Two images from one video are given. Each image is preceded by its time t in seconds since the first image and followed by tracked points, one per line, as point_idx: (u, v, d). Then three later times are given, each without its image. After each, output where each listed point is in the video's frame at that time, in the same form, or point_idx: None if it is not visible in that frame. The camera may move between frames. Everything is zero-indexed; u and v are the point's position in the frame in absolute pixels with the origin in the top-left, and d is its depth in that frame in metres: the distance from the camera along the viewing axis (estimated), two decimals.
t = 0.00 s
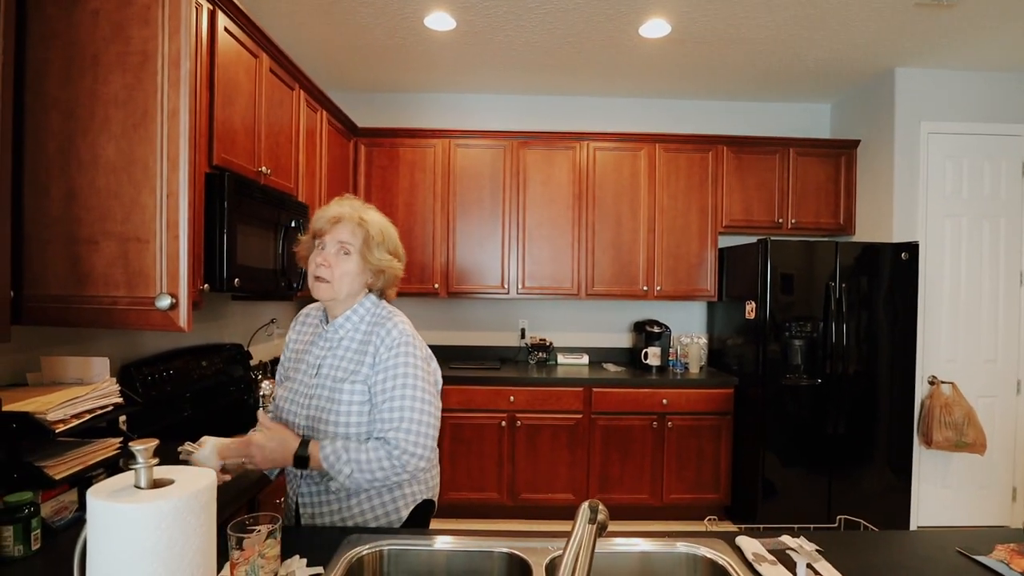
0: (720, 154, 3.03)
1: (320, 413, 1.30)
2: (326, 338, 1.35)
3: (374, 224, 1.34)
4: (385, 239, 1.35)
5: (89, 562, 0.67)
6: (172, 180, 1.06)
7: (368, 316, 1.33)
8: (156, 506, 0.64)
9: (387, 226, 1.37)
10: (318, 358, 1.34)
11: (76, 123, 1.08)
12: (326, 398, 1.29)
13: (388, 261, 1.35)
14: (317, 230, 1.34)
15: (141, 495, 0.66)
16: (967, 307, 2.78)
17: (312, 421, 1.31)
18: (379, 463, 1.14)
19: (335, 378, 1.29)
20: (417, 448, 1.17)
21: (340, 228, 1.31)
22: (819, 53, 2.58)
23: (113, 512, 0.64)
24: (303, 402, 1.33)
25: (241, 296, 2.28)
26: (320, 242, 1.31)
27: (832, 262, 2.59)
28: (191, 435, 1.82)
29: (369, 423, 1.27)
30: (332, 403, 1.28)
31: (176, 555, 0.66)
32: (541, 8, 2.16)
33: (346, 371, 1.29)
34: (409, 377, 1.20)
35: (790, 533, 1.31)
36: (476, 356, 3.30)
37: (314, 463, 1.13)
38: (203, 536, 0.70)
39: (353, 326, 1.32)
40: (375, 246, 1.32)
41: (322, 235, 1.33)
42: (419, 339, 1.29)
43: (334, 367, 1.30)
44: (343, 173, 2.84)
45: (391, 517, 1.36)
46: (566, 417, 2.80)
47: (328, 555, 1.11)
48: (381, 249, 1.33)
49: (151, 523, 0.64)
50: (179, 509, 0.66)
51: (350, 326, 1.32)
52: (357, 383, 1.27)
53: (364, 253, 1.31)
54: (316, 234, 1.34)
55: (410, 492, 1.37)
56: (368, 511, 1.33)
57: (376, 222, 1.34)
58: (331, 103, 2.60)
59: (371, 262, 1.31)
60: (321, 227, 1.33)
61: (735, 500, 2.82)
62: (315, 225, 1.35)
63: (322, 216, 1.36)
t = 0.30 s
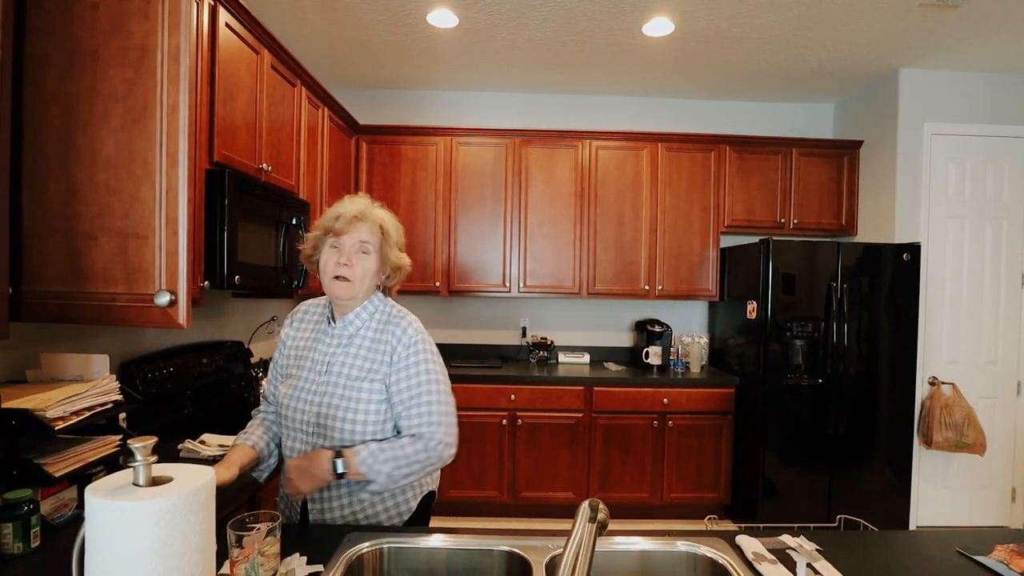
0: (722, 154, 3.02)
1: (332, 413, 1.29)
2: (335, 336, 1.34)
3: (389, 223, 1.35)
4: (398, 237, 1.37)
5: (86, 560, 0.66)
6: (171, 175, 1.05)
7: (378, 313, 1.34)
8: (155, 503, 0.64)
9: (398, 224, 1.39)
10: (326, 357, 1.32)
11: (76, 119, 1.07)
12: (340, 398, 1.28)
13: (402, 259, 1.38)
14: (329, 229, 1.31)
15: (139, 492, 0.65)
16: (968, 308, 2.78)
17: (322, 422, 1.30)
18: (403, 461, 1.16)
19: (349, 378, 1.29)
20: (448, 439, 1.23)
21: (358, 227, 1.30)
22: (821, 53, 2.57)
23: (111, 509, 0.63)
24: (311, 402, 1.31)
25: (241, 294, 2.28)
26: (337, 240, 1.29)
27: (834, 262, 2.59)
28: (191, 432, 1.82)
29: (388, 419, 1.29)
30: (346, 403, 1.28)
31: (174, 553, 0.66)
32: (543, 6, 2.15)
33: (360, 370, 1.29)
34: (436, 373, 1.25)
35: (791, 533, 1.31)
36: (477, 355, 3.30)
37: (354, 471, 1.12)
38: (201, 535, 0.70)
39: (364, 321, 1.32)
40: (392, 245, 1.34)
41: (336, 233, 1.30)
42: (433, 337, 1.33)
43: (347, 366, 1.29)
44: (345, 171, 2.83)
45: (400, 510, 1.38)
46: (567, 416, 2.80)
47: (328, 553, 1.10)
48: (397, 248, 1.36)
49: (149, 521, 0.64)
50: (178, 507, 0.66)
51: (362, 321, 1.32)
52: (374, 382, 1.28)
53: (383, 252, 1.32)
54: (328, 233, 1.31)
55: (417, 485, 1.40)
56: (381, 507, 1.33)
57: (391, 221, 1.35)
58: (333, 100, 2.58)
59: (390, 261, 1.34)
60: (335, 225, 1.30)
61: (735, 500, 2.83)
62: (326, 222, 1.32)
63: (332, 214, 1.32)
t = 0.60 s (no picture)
0: (725, 144, 3.00)
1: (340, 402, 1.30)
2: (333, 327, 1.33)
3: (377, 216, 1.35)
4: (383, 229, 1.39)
5: (89, 549, 0.66)
6: (171, 165, 1.05)
7: (372, 300, 1.36)
8: (157, 492, 0.64)
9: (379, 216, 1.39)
10: (326, 349, 1.32)
11: (74, 109, 1.06)
12: (347, 387, 1.30)
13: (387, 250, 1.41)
14: (318, 227, 1.27)
15: (141, 482, 0.65)
16: (971, 299, 2.77)
17: (326, 412, 1.30)
18: (416, 433, 1.25)
19: (355, 365, 1.31)
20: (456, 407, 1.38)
21: (351, 223, 1.28)
22: (826, 41, 2.55)
23: (114, 499, 0.64)
24: (314, 395, 1.30)
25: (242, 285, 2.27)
26: (331, 238, 1.26)
27: (836, 253, 2.58)
28: (194, 423, 1.82)
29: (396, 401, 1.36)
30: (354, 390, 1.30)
31: (176, 543, 0.66)
32: None
33: (364, 357, 1.31)
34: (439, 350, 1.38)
35: (792, 522, 1.31)
36: (478, 346, 3.30)
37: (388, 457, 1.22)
38: (203, 524, 0.70)
39: (366, 308, 1.35)
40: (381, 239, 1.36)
41: (329, 230, 1.27)
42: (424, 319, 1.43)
43: (351, 355, 1.31)
44: (345, 162, 2.82)
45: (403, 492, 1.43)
46: (568, 407, 2.81)
47: (331, 542, 1.11)
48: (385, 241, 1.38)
49: (153, 510, 0.64)
50: (180, 496, 0.66)
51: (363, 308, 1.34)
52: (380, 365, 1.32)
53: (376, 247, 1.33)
54: (318, 231, 1.27)
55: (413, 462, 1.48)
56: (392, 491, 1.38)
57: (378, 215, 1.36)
58: (333, 89, 2.57)
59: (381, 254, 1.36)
60: (326, 224, 1.26)
61: (735, 490, 2.84)
62: (313, 221, 1.27)
63: (318, 212, 1.27)
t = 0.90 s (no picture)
0: (729, 140, 3.00)
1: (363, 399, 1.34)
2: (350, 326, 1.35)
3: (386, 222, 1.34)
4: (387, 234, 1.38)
5: (97, 544, 0.67)
6: (176, 163, 1.05)
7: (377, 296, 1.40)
8: (163, 488, 0.65)
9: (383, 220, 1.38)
10: (345, 348, 1.33)
11: (80, 106, 1.07)
12: (368, 383, 1.35)
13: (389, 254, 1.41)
14: (337, 236, 1.22)
15: (148, 477, 0.66)
16: (976, 295, 2.76)
17: (349, 410, 1.33)
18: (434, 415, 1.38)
19: (375, 362, 1.36)
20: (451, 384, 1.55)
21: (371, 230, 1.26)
22: (830, 37, 2.53)
23: (123, 494, 0.64)
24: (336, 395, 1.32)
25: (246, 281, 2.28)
26: (354, 246, 1.23)
27: (840, 249, 2.57)
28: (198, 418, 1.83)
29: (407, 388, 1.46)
30: (377, 385, 1.36)
31: (184, 537, 0.67)
32: None
33: (385, 352, 1.37)
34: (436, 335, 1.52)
35: (794, 519, 1.31)
36: (481, 342, 3.31)
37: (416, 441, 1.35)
38: (210, 519, 0.71)
39: (379, 302, 1.40)
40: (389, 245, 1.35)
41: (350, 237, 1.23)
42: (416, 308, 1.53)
43: (370, 352, 1.35)
44: (348, 158, 2.82)
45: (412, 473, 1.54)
46: (571, 403, 2.81)
47: (335, 537, 1.12)
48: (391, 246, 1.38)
49: (162, 504, 0.65)
50: (188, 490, 0.67)
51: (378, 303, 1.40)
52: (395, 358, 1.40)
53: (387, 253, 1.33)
54: (337, 241, 1.23)
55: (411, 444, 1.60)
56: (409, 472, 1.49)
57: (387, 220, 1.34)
58: (336, 86, 2.57)
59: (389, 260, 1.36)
60: (346, 233, 1.22)
61: (738, 486, 2.84)
62: (329, 231, 1.22)
63: (333, 221, 1.22)
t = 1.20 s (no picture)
0: (728, 140, 3.00)
1: (399, 413, 1.33)
2: (393, 337, 1.33)
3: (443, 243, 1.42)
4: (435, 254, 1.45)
5: (98, 545, 0.67)
6: (178, 163, 1.06)
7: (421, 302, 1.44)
8: (163, 488, 0.65)
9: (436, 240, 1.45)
10: (387, 361, 1.32)
11: (80, 106, 1.07)
12: (421, 386, 1.35)
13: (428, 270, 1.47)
14: (416, 247, 1.28)
15: (149, 477, 0.66)
16: (976, 293, 2.77)
17: (401, 411, 1.33)
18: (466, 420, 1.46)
19: (414, 376, 1.34)
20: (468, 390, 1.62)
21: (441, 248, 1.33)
22: (828, 37, 2.54)
23: (124, 493, 0.64)
24: (373, 408, 1.31)
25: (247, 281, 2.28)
26: (425, 258, 1.30)
27: (840, 247, 2.58)
28: (198, 419, 1.83)
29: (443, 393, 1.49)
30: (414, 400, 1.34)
31: (185, 536, 0.67)
32: None
33: (432, 354, 1.40)
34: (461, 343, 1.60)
35: (794, 517, 1.32)
36: (481, 342, 3.31)
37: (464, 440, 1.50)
38: (211, 518, 0.71)
39: (422, 310, 1.43)
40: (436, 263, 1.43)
41: (424, 249, 1.29)
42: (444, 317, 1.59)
43: (421, 355, 1.37)
44: (349, 159, 2.82)
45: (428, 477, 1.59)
46: (571, 403, 2.81)
47: (335, 537, 1.12)
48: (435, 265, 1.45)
49: (163, 503, 0.65)
50: (189, 490, 0.67)
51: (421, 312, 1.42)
52: (434, 371, 1.39)
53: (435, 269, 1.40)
54: (414, 252, 1.28)
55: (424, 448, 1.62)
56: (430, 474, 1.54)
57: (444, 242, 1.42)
58: (336, 87, 2.58)
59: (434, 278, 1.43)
60: (425, 245, 1.29)
61: (739, 485, 2.84)
62: (409, 241, 1.27)
63: (414, 232, 1.28)
